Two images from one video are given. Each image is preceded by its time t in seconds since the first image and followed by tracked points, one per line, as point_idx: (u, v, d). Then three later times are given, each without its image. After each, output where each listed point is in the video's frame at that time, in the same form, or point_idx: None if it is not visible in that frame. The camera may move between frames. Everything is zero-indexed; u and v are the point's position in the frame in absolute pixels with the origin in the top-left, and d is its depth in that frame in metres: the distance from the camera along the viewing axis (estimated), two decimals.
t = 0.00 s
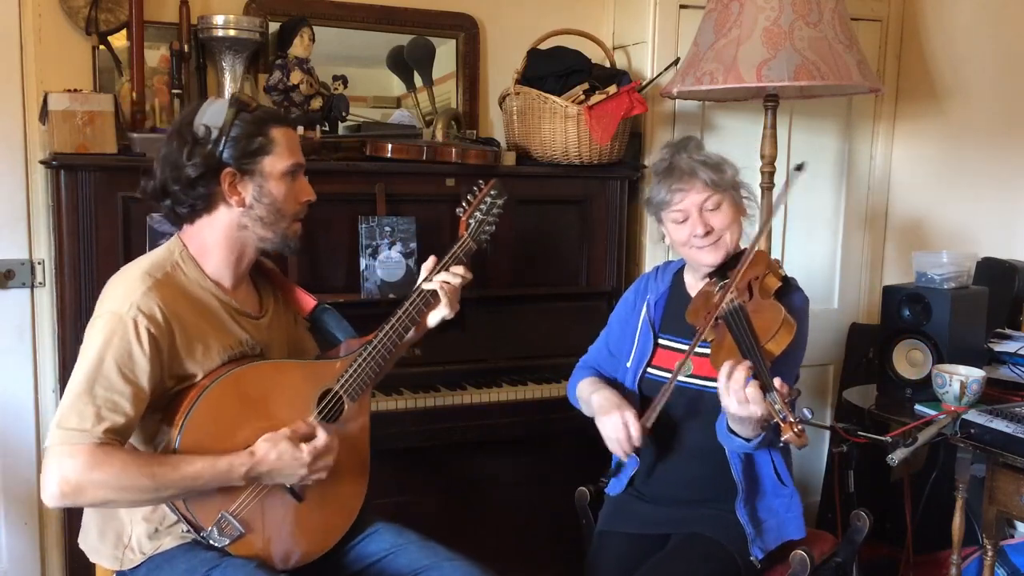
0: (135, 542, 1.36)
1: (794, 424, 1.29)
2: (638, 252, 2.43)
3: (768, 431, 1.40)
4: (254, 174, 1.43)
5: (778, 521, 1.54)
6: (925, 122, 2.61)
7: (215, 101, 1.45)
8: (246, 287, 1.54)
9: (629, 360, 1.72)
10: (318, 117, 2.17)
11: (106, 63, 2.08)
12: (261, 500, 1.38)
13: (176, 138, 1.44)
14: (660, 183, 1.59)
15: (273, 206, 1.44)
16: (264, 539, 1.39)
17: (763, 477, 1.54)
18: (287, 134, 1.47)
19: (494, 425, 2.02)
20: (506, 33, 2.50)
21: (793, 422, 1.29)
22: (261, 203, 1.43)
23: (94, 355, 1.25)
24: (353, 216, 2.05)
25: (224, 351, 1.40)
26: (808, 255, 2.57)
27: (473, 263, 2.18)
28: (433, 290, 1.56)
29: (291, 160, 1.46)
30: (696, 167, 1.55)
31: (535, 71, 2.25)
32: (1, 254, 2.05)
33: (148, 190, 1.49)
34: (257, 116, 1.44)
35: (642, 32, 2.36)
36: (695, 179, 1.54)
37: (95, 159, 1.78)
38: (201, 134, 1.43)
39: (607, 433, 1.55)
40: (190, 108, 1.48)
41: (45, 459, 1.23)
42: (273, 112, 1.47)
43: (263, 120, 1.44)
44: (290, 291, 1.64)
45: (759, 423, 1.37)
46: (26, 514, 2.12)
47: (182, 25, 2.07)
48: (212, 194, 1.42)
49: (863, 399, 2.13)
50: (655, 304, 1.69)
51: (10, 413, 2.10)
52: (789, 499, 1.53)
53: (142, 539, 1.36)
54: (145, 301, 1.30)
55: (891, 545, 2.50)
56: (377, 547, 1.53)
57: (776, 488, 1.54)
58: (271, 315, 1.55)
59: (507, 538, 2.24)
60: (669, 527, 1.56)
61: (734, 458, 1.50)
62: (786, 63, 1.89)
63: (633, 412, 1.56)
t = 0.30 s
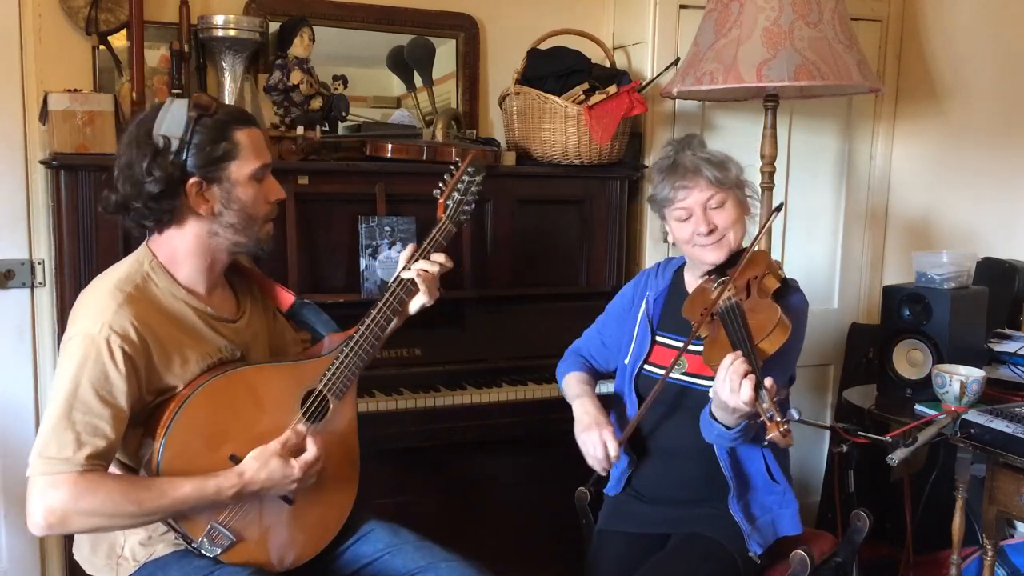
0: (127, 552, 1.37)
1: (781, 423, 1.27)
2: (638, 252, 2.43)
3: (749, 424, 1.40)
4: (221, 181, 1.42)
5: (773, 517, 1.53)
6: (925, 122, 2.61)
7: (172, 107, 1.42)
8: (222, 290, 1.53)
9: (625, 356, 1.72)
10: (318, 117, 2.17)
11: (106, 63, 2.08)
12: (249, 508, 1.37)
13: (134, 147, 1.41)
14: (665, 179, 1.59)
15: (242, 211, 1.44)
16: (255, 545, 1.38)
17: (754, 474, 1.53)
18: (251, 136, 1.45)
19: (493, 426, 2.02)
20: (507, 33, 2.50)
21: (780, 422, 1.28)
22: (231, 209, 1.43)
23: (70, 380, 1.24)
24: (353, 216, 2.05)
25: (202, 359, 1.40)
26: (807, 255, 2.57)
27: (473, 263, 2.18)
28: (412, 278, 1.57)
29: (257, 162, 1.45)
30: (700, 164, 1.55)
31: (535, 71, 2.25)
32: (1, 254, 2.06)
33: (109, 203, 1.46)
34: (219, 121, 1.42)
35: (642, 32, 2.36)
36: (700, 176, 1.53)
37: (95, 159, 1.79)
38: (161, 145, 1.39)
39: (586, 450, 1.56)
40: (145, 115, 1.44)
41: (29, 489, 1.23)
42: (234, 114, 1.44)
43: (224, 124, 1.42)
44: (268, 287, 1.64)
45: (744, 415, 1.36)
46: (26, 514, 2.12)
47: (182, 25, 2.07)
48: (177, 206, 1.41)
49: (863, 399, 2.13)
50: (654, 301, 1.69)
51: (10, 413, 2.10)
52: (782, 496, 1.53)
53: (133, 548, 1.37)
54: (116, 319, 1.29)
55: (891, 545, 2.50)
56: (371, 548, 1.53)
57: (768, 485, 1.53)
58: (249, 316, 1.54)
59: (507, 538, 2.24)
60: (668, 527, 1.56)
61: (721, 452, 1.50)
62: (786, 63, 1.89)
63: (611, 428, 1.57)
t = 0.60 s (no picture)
0: (118, 557, 1.37)
1: (758, 456, 1.30)
2: (638, 252, 2.43)
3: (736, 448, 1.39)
4: (199, 180, 1.41)
5: (771, 521, 1.54)
6: (925, 122, 2.62)
7: (148, 106, 1.41)
8: (208, 291, 1.53)
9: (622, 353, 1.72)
10: (318, 117, 2.17)
11: (106, 63, 2.08)
12: (240, 510, 1.37)
13: (110, 148, 1.41)
14: (678, 180, 1.56)
15: (223, 210, 1.44)
16: (247, 547, 1.38)
17: (751, 480, 1.53)
18: (229, 133, 1.45)
19: (493, 426, 2.02)
20: (507, 33, 2.50)
21: (759, 455, 1.29)
22: (211, 209, 1.43)
23: (52, 384, 1.24)
24: (353, 216, 2.05)
25: (188, 360, 1.39)
26: (807, 255, 2.57)
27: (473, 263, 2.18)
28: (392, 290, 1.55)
29: (236, 160, 1.45)
30: (716, 171, 1.53)
31: (535, 71, 2.25)
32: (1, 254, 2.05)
33: (87, 206, 1.46)
34: (196, 119, 1.41)
35: (642, 32, 2.36)
36: (715, 184, 1.51)
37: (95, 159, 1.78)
38: (135, 146, 1.39)
39: (531, 439, 1.61)
40: (121, 115, 1.44)
41: (14, 493, 1.23)
42: (211, 111, 1.44)
43: (201, 122, 1.41)
44: (255, 285, 1.63)
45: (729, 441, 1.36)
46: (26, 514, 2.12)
47: (182, 25, 2.07)
48: (154, 207, 1.41)
49: (864, 399, 2.13)
50: (653, 299, 1.69)
51: (10, 413, 2.10)
52: (781, 500, 1.54)
53: (125, 554, 1.37)
54: (98, 322, 1.29)
55: (891, 545, 2.50)
56: (366, 550, 1.53)
57: (767, 489, 1.54)
58: (236, 317, 1.54)
59: (507, 538, 2.24)
60: (667, 526, 1.56)
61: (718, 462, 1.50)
62: (786, 63, 1.89)
63: (563, 426, 1.61)
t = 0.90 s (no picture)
0: (115, 556, 1.36)
1: (786, 407, 1.27)
2: (638, 251, 2.43)
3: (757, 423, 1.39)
4: (194, 180, 1.41)
5: (773, 519, 1.54)
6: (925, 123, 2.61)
7: (144, 107, 1.42)
8: (207, 291, 1.53)
9: (625, 361, 1.72)
10: (318, 117, 2.17)
11: (106, 63, 2.08)
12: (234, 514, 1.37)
13: (107, 148, 1.41)
14: (652, 184, 1.59)
15: (219, 210, 1.43)
16: (241, 549, 1.38)
17: (760, 476, 1.54)
18: (227, 133, 1.44)
19: (493, 426, 2.02)
20: (506, 33, 2.50)
21: (786, 404, 1.27)
22: (206, 209, 1.42)
23: (47, 381, 1.24)
24: (353, 216, 2.05)
25: (184, 360, 1.39)
26: (808, 254, 2.57)
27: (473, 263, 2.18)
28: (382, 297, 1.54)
29: (232, 160, 1.44)
30: (687, 168, 1.54)
31: (535, 71, 2.25)
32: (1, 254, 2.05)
33: (83, 203, 1.46)
34: (192, 118, 1.41)
35: (642, 32, 2.36)
36: (685, 179, 1.53)
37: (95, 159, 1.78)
38: (129, 146, 1.40)
39: (583, 437, 1.54)
40: (120, 114, 1.45)
41: (8, 490, 1.24)
42: (208, 110, 1.43)
43: (198, 122, 1.41)
44: (255, 286, 1.63)
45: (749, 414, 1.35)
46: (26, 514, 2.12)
47: (182, 25, 2.07)
48: (147, 206, 1.41)
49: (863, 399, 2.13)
50: (652, 304, 1.69)
51: (10, 413, 2.10)
52: (784, 497, 1.54)
53: (121, 554, 1.36)
54: (95, 319, 1.29)
55: (891, 545, 2.50)
56: (364, 552, 1.53)
57: (772, 485, 1.54)
58: (235, 317, 1.54)
59: (507, 538, 2.24)
60: (669, 526, 1.56)
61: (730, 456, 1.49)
62: (786, 63, 1.89)
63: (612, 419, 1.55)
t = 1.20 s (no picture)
0: (120, 552, 1.37)
1: (770, 416, 1.29)
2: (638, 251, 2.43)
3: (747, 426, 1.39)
4: (209, 176, 1.42)
5: (775, 518, 1.53)
6: (925, 122, 2.61)
7: (164, 105, 1.43)
8: (219, 289, 1.53)
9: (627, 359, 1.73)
10: (318, 117, 2.17)
11: (106, 63, 2.08)
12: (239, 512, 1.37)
13: (125, 144, 1.43)
14: (647, 194, 1.59)
15: (233, 208, 1.43)
16: (246, 549, 1.37)
17: (761, 476, 1.54)
18: (243, 132, 1.45)
19: (493, 426, 2.02)
20: (507, 33, 2.50)
21: (770, 413, 1.29)
22: (220, 206, 1.42)
23: (60, 371, 1.24)
24: (353, 216, 2.05)
25: (195, 357, 1.39)
26: (808, 253, 2.57)
27: (473, 263, 2.18)
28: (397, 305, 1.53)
29: (248, 158, 1.44)
30: (679, 176, 1.55)
31: (535, 71, 2.25)
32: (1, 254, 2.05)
33: (102, 199, 1.48)
34: (208, 116, 1.42)
35: (642, 32, 2.36)
36: (679, 188, 1.53)
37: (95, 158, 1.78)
38: (147, 140, 1.42)
39: (570, 391, 1.57)
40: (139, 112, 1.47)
41: (18, 478, 1.23)
42: (225, 110, 1.44)
43: (215, 120, 1.42)
44: (267, 288, 1.63)
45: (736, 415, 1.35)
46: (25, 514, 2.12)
47: (182, 25, 2.07)
48: (163, 200, 1.42)
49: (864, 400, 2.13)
50: (655, 305, 1.69)
51: (10, 413, 2.10)
52: (786, 497, 1.53)
53: (126, 550, 1.37)
54: (108, 311, 1.30)
55: (891, 545, 2.50)
56: (367, 552, 1.53)
57: (773, 486, 1.53)
58: (246, 317, 1.54)
59: (507, 538, 2.24)
60: (669, 526, 1.56)
61: (728, 454, 1.50)
62: (786, 63, 1.89)
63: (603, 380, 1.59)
